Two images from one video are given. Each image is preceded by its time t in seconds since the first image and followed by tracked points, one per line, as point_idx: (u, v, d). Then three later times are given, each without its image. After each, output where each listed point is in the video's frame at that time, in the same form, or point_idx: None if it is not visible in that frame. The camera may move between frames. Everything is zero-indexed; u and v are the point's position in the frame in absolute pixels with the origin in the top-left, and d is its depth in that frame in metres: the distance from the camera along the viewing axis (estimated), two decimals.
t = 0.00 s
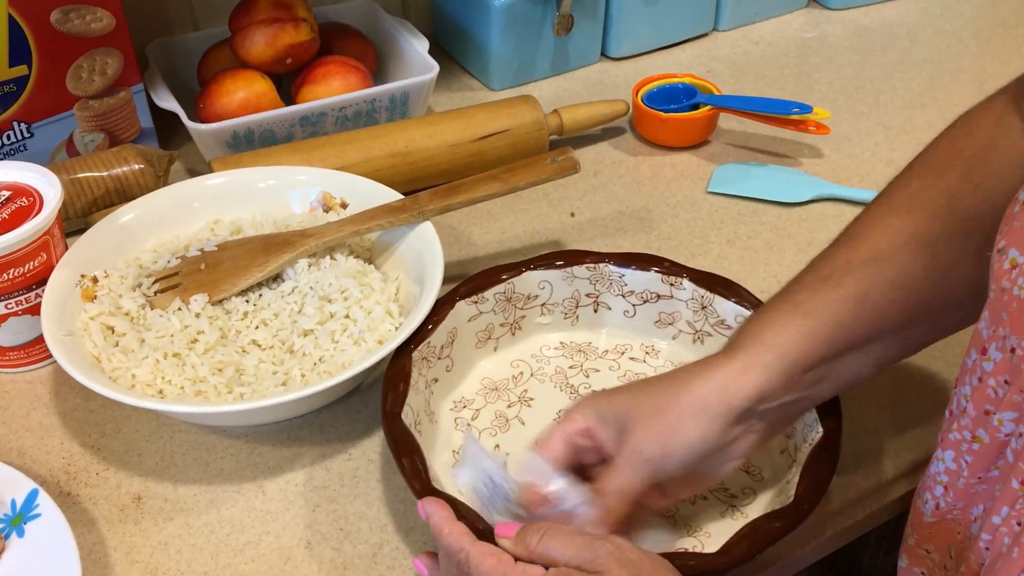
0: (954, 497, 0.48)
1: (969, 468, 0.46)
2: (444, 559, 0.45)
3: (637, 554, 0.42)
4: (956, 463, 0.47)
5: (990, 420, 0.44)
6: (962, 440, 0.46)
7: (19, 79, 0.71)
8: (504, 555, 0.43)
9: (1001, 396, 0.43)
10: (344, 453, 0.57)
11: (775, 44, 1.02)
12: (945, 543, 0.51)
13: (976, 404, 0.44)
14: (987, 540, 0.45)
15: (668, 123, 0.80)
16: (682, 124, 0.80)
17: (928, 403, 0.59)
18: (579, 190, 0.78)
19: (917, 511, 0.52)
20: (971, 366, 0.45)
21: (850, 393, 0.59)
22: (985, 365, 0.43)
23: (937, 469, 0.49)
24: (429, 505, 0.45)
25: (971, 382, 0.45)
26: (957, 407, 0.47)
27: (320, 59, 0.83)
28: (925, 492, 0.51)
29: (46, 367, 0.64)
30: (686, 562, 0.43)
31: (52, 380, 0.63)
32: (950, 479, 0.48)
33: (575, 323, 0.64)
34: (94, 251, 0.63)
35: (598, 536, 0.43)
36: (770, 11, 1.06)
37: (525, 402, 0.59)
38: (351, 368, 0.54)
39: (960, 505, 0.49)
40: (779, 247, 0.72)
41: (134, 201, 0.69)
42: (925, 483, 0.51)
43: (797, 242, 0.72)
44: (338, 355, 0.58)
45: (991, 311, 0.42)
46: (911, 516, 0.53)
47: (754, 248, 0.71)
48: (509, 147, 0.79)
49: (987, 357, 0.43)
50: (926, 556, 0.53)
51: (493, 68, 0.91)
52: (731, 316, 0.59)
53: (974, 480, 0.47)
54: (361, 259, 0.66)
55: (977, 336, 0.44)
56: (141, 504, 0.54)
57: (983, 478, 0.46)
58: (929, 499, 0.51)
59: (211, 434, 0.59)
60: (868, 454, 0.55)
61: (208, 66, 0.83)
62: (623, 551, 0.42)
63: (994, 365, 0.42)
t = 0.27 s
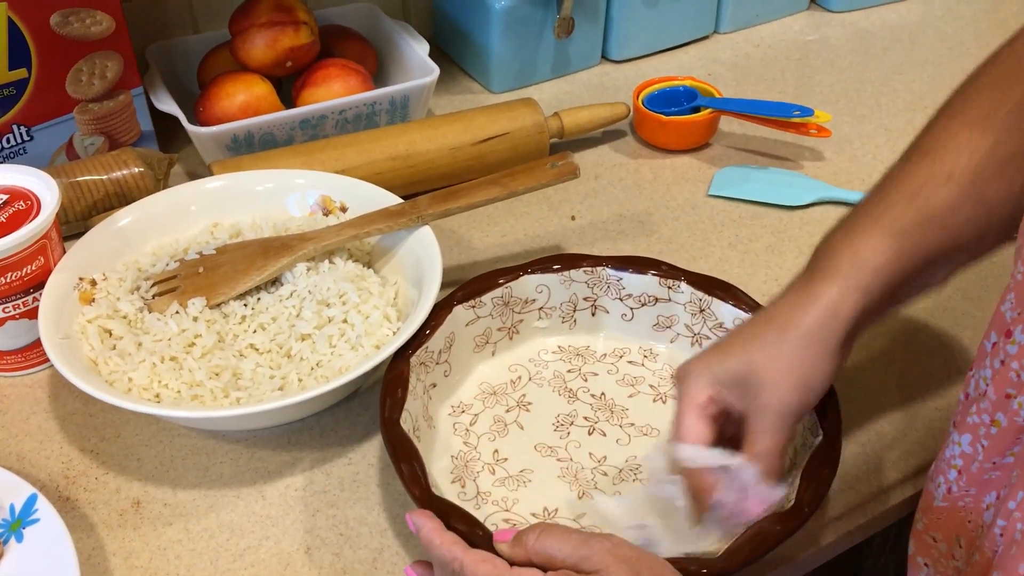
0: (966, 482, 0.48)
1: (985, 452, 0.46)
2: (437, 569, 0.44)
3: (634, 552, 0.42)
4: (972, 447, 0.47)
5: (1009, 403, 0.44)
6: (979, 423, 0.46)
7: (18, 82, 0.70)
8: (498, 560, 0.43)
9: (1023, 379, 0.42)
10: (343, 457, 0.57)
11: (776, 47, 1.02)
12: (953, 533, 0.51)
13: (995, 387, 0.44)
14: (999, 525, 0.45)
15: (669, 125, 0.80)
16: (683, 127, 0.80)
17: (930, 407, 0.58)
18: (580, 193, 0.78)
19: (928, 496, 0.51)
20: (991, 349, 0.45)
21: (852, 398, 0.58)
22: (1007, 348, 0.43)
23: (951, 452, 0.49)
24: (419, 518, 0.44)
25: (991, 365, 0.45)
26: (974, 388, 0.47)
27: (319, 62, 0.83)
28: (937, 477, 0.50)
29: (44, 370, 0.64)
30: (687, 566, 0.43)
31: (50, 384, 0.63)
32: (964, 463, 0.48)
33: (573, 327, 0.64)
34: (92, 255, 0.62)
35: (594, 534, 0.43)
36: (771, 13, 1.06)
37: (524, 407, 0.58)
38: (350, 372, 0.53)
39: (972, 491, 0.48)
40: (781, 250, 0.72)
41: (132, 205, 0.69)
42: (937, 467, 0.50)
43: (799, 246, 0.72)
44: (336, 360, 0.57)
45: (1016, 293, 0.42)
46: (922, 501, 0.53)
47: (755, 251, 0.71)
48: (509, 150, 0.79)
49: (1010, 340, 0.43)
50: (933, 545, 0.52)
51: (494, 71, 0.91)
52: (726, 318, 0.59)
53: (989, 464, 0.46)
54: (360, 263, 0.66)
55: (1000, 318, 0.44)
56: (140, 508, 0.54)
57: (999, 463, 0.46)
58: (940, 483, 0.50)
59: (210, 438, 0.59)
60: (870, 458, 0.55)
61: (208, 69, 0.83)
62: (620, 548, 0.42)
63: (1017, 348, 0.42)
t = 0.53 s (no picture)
0: (981, 485, 0.48)
1: (1000, 455, 0.46)
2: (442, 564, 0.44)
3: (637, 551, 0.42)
4: (987, 449, 0.47)
5: None
6: (993, 425, 0.46)
7: (20, 86, 0.71)
8: (501, 554, 0.43)
9: None
10: (344, 462, 0.57)
11: (778, 50, 1.02)
12: (969, 535, 0.51)
13: (1011, 388, 0.44)
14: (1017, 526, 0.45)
15: (670, 129, 0.80)
16: (684, 130, 0.80)
17: (932, 411, 0.58)
18: (581, 197, 0.78)
19: (941, 501, 0.51)
20: (1005, 351, 0.45)
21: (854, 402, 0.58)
22: None
23: (964, 456, 0.49)
24: (423, 514, 0.44)
25: (1004, 366, 0.45)
26: (988, 391, 0.47)
27: (321, 66, 0.83)
28: (950, 481, 0.50)
29: (45, 375, 0.64)
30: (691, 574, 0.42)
31: (51, 388, 0.63)
32: (979, 466, 0.48)
33: (585, 331, 0.63)
34: (93, 258, 0.62)
35: (596, 535, 0.43)
36: (772, 17, 1.06)
37: (533, 410, 0.58)
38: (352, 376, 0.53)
39: (987, 494, 0.48)
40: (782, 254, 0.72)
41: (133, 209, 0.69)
42: (950, 472, 0.50)
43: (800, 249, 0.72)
44: (337, 364, 0.57)
45: None
46: (934, 506, 0.52)
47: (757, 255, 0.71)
48: (511, 154, 0.79)
49: None
50: (949, 548, 0.52)
51: (495, 75, 0.91)
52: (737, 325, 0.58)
53: (1003, 467, 0.47)
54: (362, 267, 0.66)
55: (1015, 321, 0.45)
56: (141, 513, 0.54)
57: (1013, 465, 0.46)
58: (954, 487, 0.50)
59: (211, 443, 0.59)
60: (873, 462, 0.55)
61: (210, 73, 0.83)
62: (623, 547, 0.42)
63: None
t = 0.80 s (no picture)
0: (988, 489, 0.48)
1: (1005, 460, 0.46)
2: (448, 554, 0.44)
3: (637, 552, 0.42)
4: (992, 455, 0.47)
5: None
6: (998, 431, 0.46)
7: (22, 90, 0.71)
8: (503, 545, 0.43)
9: None
10: (344, 466, 0.57)
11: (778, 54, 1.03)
12: (976, 538, 0.51)
13: (1015, 395, 0.44)
14: None
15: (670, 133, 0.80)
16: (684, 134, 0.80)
17: (933, 415, 0.58)
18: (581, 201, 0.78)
19: (948, 505, 0.51)
20: (1008, 357, 0.45)
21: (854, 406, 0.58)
22: None
23: (970, 461, 0.49)
24: (435, 507, 0.44)
25: (1007, 373, 0.45)
26: (991, 396, 0.47)
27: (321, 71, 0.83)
28: (957, 486, 0.50)
29: (47, 379, 0.64)
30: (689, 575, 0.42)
31: (53, 392, 0.63)
32: (985, 472, 0.48)
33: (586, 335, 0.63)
34: (94, 262, 0.63)
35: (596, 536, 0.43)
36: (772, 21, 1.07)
37: (534, 413, 0.58)
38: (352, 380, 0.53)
39: (994, 498, 0.48)
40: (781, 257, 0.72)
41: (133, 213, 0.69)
42: (956, 476, 0.50)
43: (798, 253, 0.72)
44: (338, 368, 0.57)
45: None
46: (941, 509, 0.52)
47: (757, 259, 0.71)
48: (511, 158, 0.79)
49: None
50: (957, 551, 0.52)
51: (495, 79, 0.91)
52: (743, 330, 0.59)
53: (1009, 472, 0.47)
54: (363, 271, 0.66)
55: (1017, 327, 0.45)
56: (143, 517, 0.54)
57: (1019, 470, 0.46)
58: (961, 492, 0.50)
59: (213, 446, 0.59)
60: (874, 465, 0.55)
61: (211, 77, 0.83)
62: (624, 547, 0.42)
63: None
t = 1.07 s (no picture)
0: (974, 488, 0.48)
1: (994, 458, 0.47)
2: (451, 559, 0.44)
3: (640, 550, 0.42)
4: (980, 454, 0.47)
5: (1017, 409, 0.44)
6: (987, 429, 0.46)
7: (24, 92, 0.71)
8: (506, 547, 0.43)
9: None
10: (345, 466, 0.57)
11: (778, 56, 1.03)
12: (961, 538, 0.51)
13: (1004, 393, 0.45)
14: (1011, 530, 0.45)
15: (671, 135, 0.81)
16: (685, 136, 0.81)
17: (933, 416, 0.58)
18: (582, 202, 0.78)
19: (935, 504, 0.51)
20: (997, 356, 0.46)
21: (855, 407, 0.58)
22: (1016, 353, 0.44)
23: (956, 460, 0.49)
24: (433, 511, 0.44)
25: (997, 371, 0.45)
26: (981, 394, 0.47)
27: (322, 73, 0.83)
28: (943, 485, 0.51)
29: (49, 380, 0.64)
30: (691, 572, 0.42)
31: (55, 393, 0.63)
32: (972, 470, 0.48)
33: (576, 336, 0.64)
34: (96, 264, 0.63)
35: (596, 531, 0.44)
36: (772, 23, 1.07)
37: (527, 414, 0.58)
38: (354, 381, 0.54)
39: (980, 498, 0.48)
40: (781, 259, 0.72)
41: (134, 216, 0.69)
42: (943, 476, 0.50)
43: (798, 254, 0.72)
44: (339, 369, 0.57)
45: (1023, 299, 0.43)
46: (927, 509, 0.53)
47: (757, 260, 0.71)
48: (511, 160, 0.79)
49: (1018, 345, 0.44)
50: (941, 552, 0.52)
51: (496, 81, 0.92)
52: (734, 326, 0.59)
53: (996, 471, 0.47)
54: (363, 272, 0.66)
55: (1007, 327, 0.45)
56: (145, 518, 0.54)
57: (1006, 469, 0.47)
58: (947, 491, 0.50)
59: (215, 448, 0.59)
60: (873, 466, 0.55)
61: (212, 79, 0.84)
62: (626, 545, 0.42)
63: None
